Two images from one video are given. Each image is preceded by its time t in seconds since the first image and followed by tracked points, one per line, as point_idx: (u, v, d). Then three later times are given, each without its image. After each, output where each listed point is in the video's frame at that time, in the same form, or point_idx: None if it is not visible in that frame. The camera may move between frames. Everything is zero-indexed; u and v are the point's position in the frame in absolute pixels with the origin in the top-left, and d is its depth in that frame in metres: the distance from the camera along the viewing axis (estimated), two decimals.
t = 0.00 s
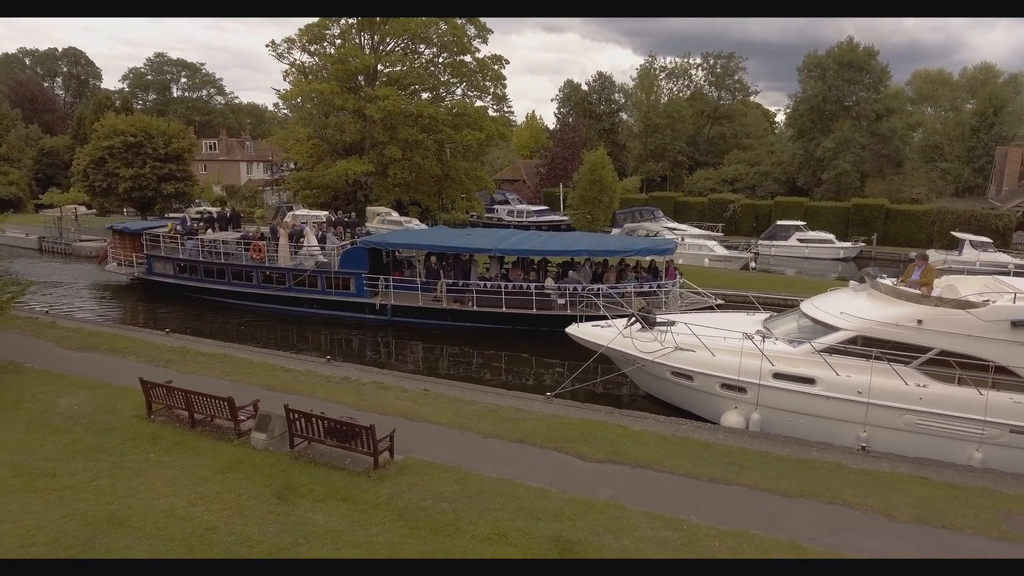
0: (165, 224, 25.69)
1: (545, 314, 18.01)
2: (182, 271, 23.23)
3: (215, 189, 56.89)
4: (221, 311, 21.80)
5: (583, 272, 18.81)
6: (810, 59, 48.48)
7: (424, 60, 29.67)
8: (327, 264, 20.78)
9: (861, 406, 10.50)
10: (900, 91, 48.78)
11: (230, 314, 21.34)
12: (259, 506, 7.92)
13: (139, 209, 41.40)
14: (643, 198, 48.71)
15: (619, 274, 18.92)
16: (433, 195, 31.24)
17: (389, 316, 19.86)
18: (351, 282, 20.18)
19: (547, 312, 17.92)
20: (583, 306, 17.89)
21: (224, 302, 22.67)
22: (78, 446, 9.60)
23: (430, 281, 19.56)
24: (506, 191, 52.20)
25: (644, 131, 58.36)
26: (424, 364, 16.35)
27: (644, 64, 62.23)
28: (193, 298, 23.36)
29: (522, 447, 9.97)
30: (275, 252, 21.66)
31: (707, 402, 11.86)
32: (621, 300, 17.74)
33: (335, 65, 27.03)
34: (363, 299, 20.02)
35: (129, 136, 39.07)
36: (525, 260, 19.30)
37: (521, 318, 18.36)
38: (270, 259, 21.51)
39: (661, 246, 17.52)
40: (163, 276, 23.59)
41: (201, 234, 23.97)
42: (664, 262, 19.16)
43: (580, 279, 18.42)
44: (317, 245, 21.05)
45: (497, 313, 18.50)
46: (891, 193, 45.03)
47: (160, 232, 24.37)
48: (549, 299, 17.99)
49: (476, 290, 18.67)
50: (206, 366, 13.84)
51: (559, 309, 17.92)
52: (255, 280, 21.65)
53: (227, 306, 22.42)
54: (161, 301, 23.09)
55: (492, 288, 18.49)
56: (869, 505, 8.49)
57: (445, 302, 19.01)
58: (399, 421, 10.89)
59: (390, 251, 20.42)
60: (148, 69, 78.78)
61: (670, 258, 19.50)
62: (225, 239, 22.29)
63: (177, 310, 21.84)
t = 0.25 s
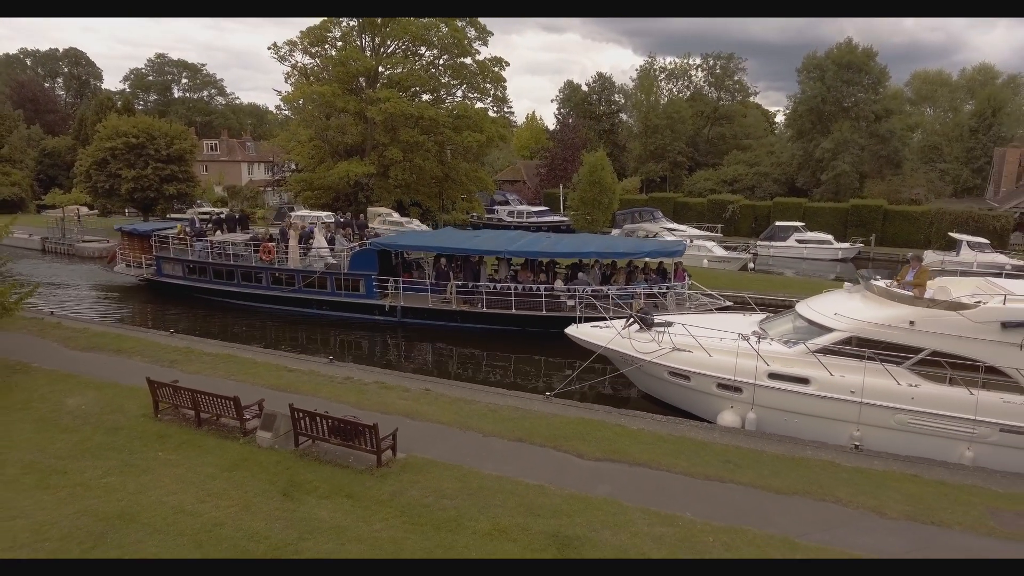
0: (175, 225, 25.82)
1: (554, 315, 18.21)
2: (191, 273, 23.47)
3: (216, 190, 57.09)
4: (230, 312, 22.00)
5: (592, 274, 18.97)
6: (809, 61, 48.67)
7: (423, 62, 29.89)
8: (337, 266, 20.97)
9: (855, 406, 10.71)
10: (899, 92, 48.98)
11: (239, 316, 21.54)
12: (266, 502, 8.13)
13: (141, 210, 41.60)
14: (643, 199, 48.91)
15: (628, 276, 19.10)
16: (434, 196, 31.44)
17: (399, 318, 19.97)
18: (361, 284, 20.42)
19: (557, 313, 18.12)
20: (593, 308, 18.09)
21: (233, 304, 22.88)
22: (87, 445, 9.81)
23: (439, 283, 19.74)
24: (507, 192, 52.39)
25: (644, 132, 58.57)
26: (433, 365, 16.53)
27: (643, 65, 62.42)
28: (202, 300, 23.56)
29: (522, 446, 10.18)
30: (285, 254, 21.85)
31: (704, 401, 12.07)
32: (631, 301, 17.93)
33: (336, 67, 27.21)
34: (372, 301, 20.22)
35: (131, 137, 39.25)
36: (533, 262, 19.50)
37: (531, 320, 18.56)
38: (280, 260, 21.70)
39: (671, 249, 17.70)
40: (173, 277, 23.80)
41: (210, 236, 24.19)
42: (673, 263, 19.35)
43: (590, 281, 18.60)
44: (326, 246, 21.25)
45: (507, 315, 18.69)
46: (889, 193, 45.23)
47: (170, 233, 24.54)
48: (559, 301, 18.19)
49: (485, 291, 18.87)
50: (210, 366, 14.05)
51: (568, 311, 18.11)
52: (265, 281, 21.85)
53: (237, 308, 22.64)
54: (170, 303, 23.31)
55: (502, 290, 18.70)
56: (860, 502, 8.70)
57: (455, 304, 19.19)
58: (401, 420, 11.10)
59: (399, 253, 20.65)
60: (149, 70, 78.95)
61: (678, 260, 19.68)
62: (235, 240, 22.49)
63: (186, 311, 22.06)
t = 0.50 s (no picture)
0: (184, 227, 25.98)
1: (564, 317, 18.44)
2: (200, 274, 23.65)
3: (217, 191, 57.32)
4: (239, 314, 22.17)
5: (601, 276, 19.16)
6: (808, 62, 48.88)
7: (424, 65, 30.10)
8: (346, 268, 21.17)
9: (848, 405, 10.92)
10: (897, 93, 49.20)
11: (247, 317, 21.73)
12: (272, 499, 8.34)
13: (143, 211, 41.81)
14: (642, 200, 49.14)
15: (637, 278, 19.32)
16: (434, 198, 31.62)
17: (409, 320, 20.22)
18: (370, 285, 20.59)
19: (567, 315, 18.34)
20: (603, 310, 18.31)
21: (242, 305, 23.07)
22: (96, 443, 10.03)
23: (449, 285, 19.91)
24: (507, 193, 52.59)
25: (644, 133, 58.80)
26: (442, 366, 16.73)
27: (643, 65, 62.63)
28: (211, 301, 23.74)
29: (521, 445, 10.40)
30: (294, 256, 22.01)
31: (701, 401, 12.29)
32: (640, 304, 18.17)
33: (338, 70, 27.40)
34: (382, 303, 20.43)
35: (133, 139, 39.45)
36: (542, 264, 19.67)
37: (540, 322, 18.79)
38: (289, 262, 21.91)
39: (680, 251, 17.91)
40: (181, 278, 23.96)
41: (219, 238, 24.38)
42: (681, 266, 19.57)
43: (599, 284, 18.80)
44: (335, 248, 21.41)
45: (517, 316, 18.91)
46: (888, 194, 45.46)
47: (178, 235, 24.70)
48: (569, 303, 18.41)
49: (495, 293, 19.02)
50: (214, 366, 14.28)
51: (578, 313, 18.32)
52: (274, 283, 22.00)
53: (245, 310, 22.82)
54: (178, 304, 23.50)
55: (512, 292, 18.93)
56: (853, 499, 8.90)
57: (464, 306, 19.38)
58: (403, 419, 11.32)
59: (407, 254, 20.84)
60: (150, 70, 79.09)
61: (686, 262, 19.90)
62: (244, 242, 22.65)
63: (194, 312, 22.25)
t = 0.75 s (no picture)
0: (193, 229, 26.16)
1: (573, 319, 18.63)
2: (209, 276, 23.87)
3: (219, 191, 57.54)
4: (248, 315, 22.34)
5: (610, 278, 19.39)
6: (807, 63, 49.05)
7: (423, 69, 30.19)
8: (355, 270, 21.39)
9: (842, 405, 11.13)
10: (896, 94, 49.39)
11: (256, 319, 21.88)
12: (279, 497, 8.55)
13: (145, 212, 42.02)
14: (641, 200, 49.34)
15: (646, 280, 19.50)
16: (434, 199, 31.78)
17: (418, 321, 20.40)
18: (380, 287, 20.77)
19: (576, 317, 18.54)
20: (612, 311, 18.52)
21: (251, 306, 23.22)
22: (104, 442, 10.24)
23: (459, 287, 20.12)
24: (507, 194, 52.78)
25: (644, 134, 58.99)
26: (451, 367, 16.86)
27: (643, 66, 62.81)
28: (219, 302, 23.91)
29: (522, 444, 10.61)
30: (304, 258, 22.25)
31: (698, 401, 12.50)
32: (649, 305, 18.36)
33: (339, 73, 27.58)
34: (391, 304, 20.61)
35: (135, 140, 39.67)
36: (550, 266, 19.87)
37: (549, 323, 18.99)
38: (298, 264, 22.20)
39: (689, 254, 18.12)
40: (190, 280, 24.20)
41: (228, 239, 24.60)
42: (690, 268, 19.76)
43: (609, 286, 19.01)
44: (344, 250, 21.65)
45: (526, 318, 19.11)
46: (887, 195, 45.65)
47: (187, 237, 24.92)
48: (578, 305, 18.60)
49: (504, 295, 19.29)
50: (219, 366, 14.49)
51: (587, 315, 18.51)
52: (283, 284, 22.20)
53: (255, 311, 22.98)
54: (187, 305, 23.70)
55: (521, 294, 19.15)
56: (845, 497, 9.11)
57: (474, 308, 19.58)
58: (406, 419, 11.53)
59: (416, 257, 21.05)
60: (151, 71, 79.25)
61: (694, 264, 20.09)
62: (254, 244, 22.90)
63: (202, 313, 22.47)
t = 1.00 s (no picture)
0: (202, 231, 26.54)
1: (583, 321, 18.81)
2: (218, 278, 24.09)
3: (220, 192, 57.77)
4: (257, 317, 22.54)
5: (620, 280, 19.55)
6: (806, 65, 49.23)
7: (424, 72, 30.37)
8: (365, 272, 21.59)
9: (836, 406, 11.34)
10: (895, 95, 49.58)
11: (267, 321, 22.09)
12: (285, 496, 8.76)
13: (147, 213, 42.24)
14: (641, 201, 49.54)
15: (656, 282, 19.68)
16: (435, 201, 31.87)
17: (428, 323, 20.58)
18: (390, 289, 20.94)
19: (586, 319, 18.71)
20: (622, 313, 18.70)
21: (260, 308, 23.43)
22: (113, 442, 10.46)
23: (468, 289, 20.33)
24: (507, 195, 52.98)
25: (644, 134, 59.19)
26: (460, 369, 17.05)
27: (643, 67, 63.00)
28: (229, 304, 24.13)
29: (522, 444, 10.81)
30: (313, 260, 22.45)
31: (696, 402, 12.71)
32: (659, 307, 18.54)
33: (340, 76, 27.77)
34: (401, 306, 20.79)
35: (137, 141, 39.91)
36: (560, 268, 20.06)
37: (559, 325, 19.17)
38: (308, 266, 22.43)
39: (698, 256, 18.30)
40: (199, 282, 24.45)
41: (237, 241, 24.81)
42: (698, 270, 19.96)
43: (619, 288, 19.18)
44: (353, 253, 21.88)
45: (536, 320, 19.29)
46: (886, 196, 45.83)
47: (196, 239, 25.20)
48: (588, 307, 18.78)
49: (514, 297, 19.51)
50: (224, 367, 14.71)
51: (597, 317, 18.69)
52: (292, 286, 22.41)
53: (264, 313, 23.19)
54: (196, 307, 23.93)
55: (531, 296, 19.36)
56: (838, 496, 9.32)
57: (484, 310, 19.78)
58: (409, 419, 11.74)
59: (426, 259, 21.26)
60: (152, 72, 79.44)
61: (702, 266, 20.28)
62: (264, 247, 23.09)
63: (211, 315, 22.70)
